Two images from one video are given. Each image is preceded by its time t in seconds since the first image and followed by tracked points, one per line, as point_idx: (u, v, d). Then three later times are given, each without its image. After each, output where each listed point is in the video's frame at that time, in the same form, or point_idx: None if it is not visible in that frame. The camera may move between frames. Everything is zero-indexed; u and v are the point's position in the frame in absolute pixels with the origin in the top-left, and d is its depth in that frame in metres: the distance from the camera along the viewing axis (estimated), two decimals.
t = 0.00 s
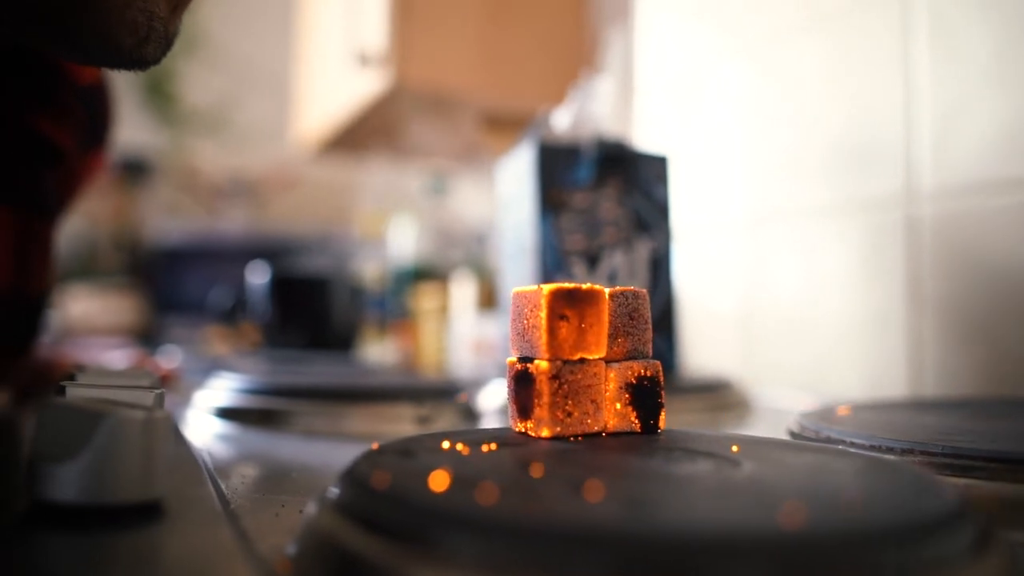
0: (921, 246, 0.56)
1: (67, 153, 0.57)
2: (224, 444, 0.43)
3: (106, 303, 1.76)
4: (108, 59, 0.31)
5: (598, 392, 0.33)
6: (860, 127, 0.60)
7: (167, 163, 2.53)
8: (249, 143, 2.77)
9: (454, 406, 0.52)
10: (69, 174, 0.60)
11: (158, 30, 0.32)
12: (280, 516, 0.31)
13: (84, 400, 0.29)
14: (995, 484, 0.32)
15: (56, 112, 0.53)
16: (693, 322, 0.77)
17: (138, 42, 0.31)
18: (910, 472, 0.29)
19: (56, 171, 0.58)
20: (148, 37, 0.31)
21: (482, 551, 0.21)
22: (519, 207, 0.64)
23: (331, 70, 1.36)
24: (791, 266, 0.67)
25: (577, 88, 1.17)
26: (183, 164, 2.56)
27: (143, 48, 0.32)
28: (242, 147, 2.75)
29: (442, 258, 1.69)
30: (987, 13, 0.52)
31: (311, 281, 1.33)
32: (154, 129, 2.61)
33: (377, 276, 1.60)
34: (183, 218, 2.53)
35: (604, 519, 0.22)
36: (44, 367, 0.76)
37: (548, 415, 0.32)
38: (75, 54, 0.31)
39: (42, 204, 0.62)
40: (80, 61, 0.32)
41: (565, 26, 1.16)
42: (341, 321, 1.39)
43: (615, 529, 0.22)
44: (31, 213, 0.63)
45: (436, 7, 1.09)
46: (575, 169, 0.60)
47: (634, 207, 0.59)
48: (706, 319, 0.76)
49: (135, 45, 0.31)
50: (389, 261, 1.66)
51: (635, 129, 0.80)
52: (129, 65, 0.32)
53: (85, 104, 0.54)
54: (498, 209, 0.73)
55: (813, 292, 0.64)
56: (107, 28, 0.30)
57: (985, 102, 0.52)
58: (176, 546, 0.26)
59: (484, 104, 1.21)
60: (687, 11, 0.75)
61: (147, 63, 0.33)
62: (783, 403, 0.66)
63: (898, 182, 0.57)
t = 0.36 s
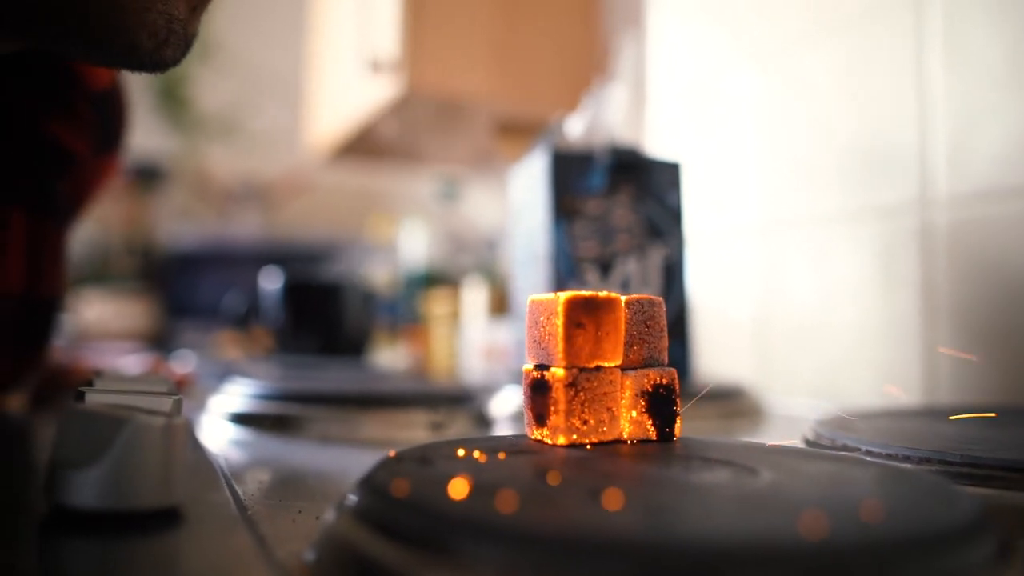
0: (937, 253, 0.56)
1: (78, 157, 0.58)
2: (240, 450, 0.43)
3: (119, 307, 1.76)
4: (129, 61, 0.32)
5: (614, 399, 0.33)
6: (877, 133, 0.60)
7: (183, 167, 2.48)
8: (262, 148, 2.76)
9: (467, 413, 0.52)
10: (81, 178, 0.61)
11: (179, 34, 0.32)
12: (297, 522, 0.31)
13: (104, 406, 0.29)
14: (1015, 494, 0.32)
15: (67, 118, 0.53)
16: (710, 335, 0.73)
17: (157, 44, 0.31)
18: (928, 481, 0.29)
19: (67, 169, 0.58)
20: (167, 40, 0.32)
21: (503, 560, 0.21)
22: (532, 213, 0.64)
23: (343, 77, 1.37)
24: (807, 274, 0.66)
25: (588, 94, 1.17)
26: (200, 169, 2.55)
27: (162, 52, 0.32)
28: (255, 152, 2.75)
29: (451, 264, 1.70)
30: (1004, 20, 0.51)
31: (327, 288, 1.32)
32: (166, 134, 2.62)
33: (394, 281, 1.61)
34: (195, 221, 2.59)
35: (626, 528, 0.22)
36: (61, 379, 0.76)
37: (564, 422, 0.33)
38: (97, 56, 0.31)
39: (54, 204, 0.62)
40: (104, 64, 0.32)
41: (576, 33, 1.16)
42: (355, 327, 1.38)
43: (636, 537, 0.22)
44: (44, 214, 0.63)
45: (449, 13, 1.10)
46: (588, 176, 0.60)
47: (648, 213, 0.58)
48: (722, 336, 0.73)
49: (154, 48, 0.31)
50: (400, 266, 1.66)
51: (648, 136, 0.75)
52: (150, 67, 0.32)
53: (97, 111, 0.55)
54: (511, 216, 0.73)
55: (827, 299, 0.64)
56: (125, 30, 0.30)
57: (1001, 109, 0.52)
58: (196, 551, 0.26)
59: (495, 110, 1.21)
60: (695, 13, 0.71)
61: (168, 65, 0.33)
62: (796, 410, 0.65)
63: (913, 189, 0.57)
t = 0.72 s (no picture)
0: (950, 258, 0.56)
1: (88, 161, 0.56)
2: (253, 454, 0.43)
3: (130, 311, 1.77)
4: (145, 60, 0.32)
5: (628, 406, 0.33)
6: (887, 138, 0.60)
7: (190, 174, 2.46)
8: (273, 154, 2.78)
9: (479, 418, 0.52)
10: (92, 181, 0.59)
11: (192, 35, 0.33)
12: (311, 527, 0.31)
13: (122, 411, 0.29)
14: None
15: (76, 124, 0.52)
16: (717, 338, 0.73)
17: (172, 46, 0.32)
18: (943, 488, 0.29)
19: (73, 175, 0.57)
20: (181, 42, 0.32)
21: (520, 566, 0.21)
22: (544, 218, 0.64)
23: (354, 82, 1.38)
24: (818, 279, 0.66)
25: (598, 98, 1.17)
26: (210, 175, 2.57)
27: (176, 52, 0.33)
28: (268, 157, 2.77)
29: (461, 268, 1.70)
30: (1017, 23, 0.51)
31: (335, 291, 1.34)
32: (177, 139, 2.63)
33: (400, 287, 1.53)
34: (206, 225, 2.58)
35: (642, 534, 0.22)
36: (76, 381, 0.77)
37: (578, 429, 0.32)
38: (112, 56, 0.32)
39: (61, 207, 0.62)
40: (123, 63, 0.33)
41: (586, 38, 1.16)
42: (364, 331, 1.40)
43: (651, 544, 0.22)
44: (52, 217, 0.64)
45: (459, 18, 1.10)
46: (599, 181, 0.60)
47: (659, 218, 0.57)
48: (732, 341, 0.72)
49: (169, 49, 0.32)
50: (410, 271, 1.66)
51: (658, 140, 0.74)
52: (164, 65, 0.33)
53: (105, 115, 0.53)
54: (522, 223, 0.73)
55: (838, 304, 0.64)
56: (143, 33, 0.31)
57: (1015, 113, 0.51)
58: (210, 556, 0.26)
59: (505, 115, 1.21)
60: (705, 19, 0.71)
61: (182, 63, 0.34)
62: (808, 415, 0.65)
63: (925, 193, 0.57)
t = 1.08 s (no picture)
0: (962, 264, 0.55)
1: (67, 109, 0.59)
2: (265, 460, 0.43)
3: (142, 316, 1.78)
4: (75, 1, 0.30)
5: (641, 413, 0.33)
6: (894, 143, 0.60)
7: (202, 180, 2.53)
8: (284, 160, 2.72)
9: (490, 423, 0.52)
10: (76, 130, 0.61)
11: None
12: (326, 534, 0.31)
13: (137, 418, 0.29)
14: None
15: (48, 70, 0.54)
16: (733, 341, 0.75)
17: None
18: (960, 498, 0.28)
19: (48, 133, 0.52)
20: None
21: None
22: (554, 224, 0.64)
23: (364, 87, 1.38)
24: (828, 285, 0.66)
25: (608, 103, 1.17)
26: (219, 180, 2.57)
27: None
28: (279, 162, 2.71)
29: (471, 274, 1.69)
30: None
31: (344, 297, 1.36)
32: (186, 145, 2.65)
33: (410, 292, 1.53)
34: (219, 232, 2.54)
35: (659, 544, 0.22)
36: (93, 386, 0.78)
37: (592, 437, 0.32)
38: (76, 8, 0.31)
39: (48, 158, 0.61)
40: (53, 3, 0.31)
41: (596, 42, 1.16)
42: (375, 337, 1.40)
43: (667, 553, 0.22)
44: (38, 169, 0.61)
45: (468, 23, 1.11)
46: (610, 187, 0.60)
47: (669, 224, 0.58)
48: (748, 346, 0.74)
49: None
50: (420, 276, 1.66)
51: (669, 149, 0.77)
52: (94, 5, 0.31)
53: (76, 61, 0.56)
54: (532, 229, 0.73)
55: (849, 310, 0.64)
56: None
57: None
58: (225, 562, 0.26)
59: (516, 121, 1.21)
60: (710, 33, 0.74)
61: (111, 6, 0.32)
62: (819, 421, 0.65)
63: (938, 199, 0.57)
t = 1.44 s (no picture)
0: (974, 270, 0.55)
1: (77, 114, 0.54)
2: (278, 468, 0.43)
3: (152, 324, 1.79)
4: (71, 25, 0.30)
5: (655, 421, 0.33)
6: (902, 149, 0.60)
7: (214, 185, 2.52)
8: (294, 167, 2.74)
9: (502, 431, 0.52)
10: (91, 139, 0.57)
11: None
12: (340, 543, 0.31)
13: (154, 428, 0.29)
14: None
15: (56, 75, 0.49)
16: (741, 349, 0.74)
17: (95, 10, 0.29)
18: (975, 506, 0.28)
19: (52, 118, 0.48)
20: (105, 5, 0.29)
21: None
22: (565, 231, 0.64)
23: (374, 94, 1.38)
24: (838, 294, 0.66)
25: (617, 109, 1.17)
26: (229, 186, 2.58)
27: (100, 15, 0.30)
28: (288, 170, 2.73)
29: (481, 280, 1.69)
30: None
31: (354, 304, 1.37)
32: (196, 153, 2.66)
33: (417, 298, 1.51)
34: (227, 238, 2.51)
35: (674, 553, 0.22)
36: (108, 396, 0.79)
37: (605, 446, 0.32)
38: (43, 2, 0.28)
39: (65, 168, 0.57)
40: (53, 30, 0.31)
41: (605, 48, 1.16)
42: (384, 342, 1.40)
43: (683, 563, 0.22)
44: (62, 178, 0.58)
45: (477, 30, 1.11)
46: (620, 194, 0.60)
47: (680, 231, 0.57)
48: (758, 354, 0.73)
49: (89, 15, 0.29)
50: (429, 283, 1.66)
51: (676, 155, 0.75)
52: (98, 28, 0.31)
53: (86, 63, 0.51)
54: (544, 237, 0.73)
55: (860, 316, 0.64)
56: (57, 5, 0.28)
57: None
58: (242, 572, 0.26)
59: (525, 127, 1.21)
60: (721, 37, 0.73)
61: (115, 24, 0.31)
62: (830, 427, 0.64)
63: (949, 205, 0.56)
